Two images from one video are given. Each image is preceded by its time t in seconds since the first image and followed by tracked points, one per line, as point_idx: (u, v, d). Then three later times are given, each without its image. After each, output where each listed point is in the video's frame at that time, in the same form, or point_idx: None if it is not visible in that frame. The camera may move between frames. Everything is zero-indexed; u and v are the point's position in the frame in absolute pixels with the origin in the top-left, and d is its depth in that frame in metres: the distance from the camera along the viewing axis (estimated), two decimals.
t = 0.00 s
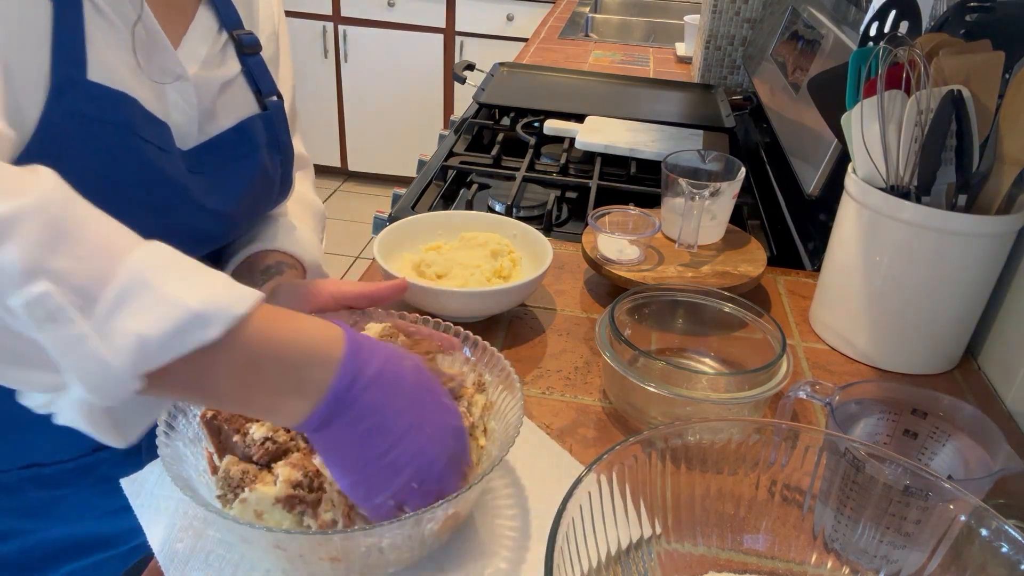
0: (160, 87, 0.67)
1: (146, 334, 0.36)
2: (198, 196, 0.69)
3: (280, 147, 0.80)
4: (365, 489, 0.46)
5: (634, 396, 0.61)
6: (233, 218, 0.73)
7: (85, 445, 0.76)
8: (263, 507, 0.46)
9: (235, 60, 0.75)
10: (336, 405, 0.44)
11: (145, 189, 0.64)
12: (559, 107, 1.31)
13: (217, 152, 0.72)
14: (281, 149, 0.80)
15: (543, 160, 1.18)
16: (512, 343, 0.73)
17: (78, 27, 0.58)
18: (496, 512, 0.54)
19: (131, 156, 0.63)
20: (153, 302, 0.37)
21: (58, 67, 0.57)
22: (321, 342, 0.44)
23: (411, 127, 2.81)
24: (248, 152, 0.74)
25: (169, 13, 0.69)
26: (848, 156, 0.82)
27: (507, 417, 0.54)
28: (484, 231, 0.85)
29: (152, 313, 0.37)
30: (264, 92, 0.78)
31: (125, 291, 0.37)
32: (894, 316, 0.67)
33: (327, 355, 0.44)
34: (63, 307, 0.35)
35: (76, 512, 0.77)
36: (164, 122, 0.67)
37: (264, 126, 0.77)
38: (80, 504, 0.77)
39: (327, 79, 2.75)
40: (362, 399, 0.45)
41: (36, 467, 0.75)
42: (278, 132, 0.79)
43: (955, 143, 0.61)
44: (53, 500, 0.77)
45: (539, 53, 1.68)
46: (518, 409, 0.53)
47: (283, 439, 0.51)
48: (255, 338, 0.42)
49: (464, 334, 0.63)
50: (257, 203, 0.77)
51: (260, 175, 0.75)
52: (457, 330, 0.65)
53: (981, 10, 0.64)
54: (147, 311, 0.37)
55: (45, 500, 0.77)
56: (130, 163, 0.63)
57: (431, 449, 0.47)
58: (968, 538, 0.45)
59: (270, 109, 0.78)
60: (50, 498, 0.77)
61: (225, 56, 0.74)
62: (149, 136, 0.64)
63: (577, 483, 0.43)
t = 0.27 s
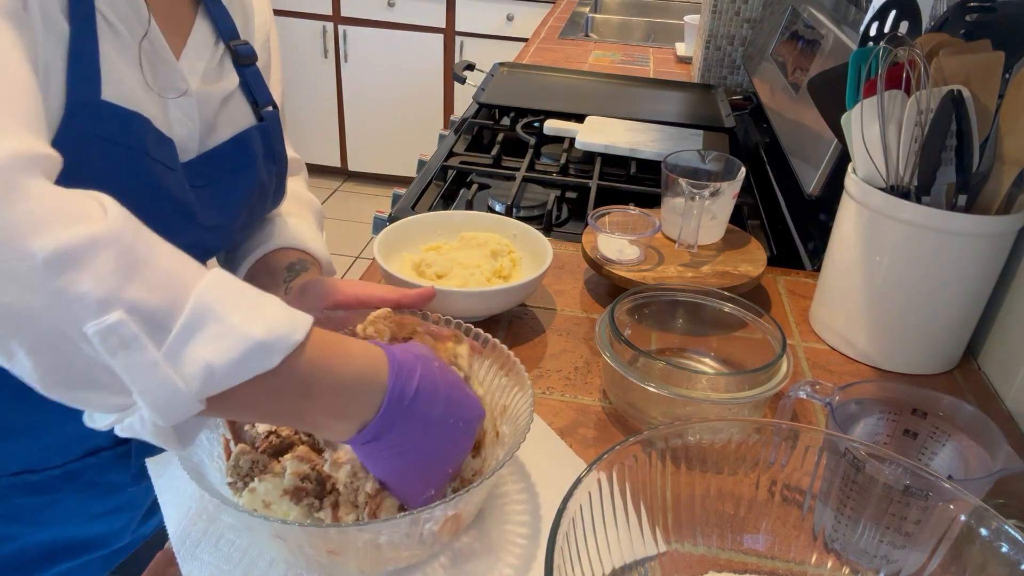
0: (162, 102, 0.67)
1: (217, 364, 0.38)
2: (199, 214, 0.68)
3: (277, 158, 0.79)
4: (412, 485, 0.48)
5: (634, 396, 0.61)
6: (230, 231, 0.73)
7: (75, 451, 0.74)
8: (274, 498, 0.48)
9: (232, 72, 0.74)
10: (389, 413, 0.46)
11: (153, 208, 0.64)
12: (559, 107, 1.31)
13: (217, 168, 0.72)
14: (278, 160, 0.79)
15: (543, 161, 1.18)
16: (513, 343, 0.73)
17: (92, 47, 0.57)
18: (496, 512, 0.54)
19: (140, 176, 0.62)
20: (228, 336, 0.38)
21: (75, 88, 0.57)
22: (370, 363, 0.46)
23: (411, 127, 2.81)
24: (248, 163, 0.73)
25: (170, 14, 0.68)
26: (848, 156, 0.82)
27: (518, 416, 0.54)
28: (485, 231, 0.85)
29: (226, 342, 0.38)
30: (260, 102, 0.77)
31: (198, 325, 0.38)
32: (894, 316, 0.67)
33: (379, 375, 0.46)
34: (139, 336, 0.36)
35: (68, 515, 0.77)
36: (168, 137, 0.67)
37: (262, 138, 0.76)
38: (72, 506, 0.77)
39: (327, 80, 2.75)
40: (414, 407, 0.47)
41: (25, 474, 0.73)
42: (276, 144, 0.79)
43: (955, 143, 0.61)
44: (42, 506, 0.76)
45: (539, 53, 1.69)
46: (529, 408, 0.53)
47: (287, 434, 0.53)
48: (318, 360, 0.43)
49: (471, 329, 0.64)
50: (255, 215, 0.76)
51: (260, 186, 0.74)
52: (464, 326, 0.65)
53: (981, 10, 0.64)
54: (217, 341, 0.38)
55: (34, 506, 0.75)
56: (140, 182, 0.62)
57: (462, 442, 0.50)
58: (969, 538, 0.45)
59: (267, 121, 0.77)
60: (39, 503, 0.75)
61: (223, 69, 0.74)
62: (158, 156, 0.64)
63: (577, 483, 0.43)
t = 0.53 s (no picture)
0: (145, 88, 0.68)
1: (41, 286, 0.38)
2: (184, 201, 0.69)
3: (269, 145, 0.80)
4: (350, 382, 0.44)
5: (633, 395, 0.61)
6: (221, 217, 0.74)
7: (73, 450, 0.75)
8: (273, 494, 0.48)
9: (219, 58, 0.75)
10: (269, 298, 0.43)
11: (131, 195, 0.65)
12: (559, 107, 1.31)
13: (204, 154, 0.72)
14: (270, 147, 0.80)
15: (543, 161, 1.18)
16: (513, 343, 0.73)
17: (53, 33, 0.60)
18: (495, 513, 0.54)
19: (116, 161, 0.63)
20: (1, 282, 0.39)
21: (38, 76, 0.59)
22: (226, 279, 0.42)
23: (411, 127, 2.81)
24: (236, 151, 0.74)
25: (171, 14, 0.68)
26: (848, 156, 0.82)
27: (518, 415, 0.54)
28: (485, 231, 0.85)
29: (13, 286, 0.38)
30: (249, 89, 0.77)
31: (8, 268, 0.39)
32: (894, 317, 0.67)
33: (231, 293, 0.42)
34: None
35: (69, 515, 0.78)
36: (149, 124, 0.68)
37: (251, 124, 0.77)
38: (73, 506, 0.78)
39: (327, 79, 2.75)
40: (296, 295, 0.44)
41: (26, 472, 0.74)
42: (265, 131, 0.80)
43: (955, 143, 0.61)
44: (42, 506, 0.76)
45: (539, 53, 1.68)
46: (529, 407, 0.53)
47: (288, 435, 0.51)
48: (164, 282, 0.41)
49: (475, 331, 0.64)
50: (247, 204, 0.77)
51: (249, 173, 0.75)
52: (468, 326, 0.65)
53: (981, 10, 0.64)
54: (38, 265, 0.39)
55: (35, 506, 0.76)
56: (115, 171, 0.63)
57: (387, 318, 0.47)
58: (969, 538, 0.45)
59: (255, 107, 0.78)
60: (40, 504, 0.76)
61: (210, 55, 0.75)
62: (133, 142, 0.65)
63: (577, 483, 0.43)
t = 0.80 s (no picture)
0: (147, 76, 0.68)
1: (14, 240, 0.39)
2: (187, 187, 0.69)
3: (276, 138, 0.80)
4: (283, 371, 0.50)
5: (633, 395, 0.61)
6: (226, 209, 0.74)
7: (80, 445, 0.76)
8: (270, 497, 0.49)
9: (222, 49, 0.74)
10: (246, 303, 0.50)
11: (132, 181, 0.66)
12: (558, 107, 1.31)
13: (208, 144, 0.72)
14: (276, 140, 0.80)
15: (543, 160, 1.18)
16: (513, 343, 0.73)
17: (54, 17, 0.61)
18: (495, 513, 0.54)
19: (116, 145, 0.64)
20: None
21: (37, 58, 0.60)
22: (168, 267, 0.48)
23: (411, 127, 2.81)
24: (241, 142, 0.74)
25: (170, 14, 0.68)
26: (848, 156, 0.82)
27: (518, 415, 0.54)
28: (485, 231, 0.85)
29: None
30: (254, 81, 0.77)
31: None
32: (894, 317, 0.67)
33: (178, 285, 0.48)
34: None
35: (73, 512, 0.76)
36: (150, 111, 0.68)
37: (257, 117, 0.77)
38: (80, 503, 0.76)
39: (327, 79, 2.75)
40: (223, 295, 0.50)
41: (34, 467, 0.75)
42: (272, 124, 0.79)
43: (955, 143, 0.61)
44: (50, 502, 0.75)
45: (539, 53, 1.68)
46: (529, 407, 0.53)
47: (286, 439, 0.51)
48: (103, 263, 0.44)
49: (475, 330, 0.64)
50: (253, 196, 0.77)
51: (254, 165, 0.75)
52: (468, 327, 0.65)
53: (982, 10, 0.64)
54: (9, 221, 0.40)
55: (42, 502, 0.75)
56: (115, 154, 0.64)
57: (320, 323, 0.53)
58: (969, 538, 0.45)
59: (260, 99, 0.77)
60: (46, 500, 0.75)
61: (213, 46, 0.74)
62: (132, 126, 0.65)
63: (577, 482, 0.43)
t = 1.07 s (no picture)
0: (179, 89, 0.68)
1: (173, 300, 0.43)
2: (220, 201, 0.70)
3: (293, 149, 0.81)
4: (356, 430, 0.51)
5: (634, 395, 0.61)
6: (250, 218, 0.75)
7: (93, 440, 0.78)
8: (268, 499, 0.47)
9: (248, 63, 0.75)
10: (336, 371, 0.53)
11: (168, 193, 0.66)
12: (558, 107, 1.31)
13: (235, 155, 0.73)
14: (294, 151, 0.81)
15: (543, 160, 1.18)
16: (512, 343, 0.73)
17: (107, 33, 0.59)
18: (495, 513, 0.54)
19: (152, 158, 0.63)
20: (134, 290, 0.42)
21: (94, 73, 0.59)
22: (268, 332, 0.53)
23: (411, 127, 2.81)
24: (265, 153, 0.75)
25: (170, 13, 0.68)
26: (848, 157, 0.82)
27: (518, 416, 0.54)
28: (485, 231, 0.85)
29: (145, 299, 0.42)
30: (276, 95, 0.78)
31: (123, 278, 0.42)
32: (894, 317, 0.67)
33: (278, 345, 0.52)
34: (93, 277, 0.40)
35: (82, 506, 0.79)
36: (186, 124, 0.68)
37: (279, 130, 0.78)
38: (89, 496, 0.79)
39: (327, 80, 2.75)
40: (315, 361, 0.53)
41: (49, 462, 0.77)
42: (289, 136, 0.80)
43: (955, 143, 0.61)
44: (63, 495, 0.78)
45: (539, 53, 1.68)
46: (529, 408, 0.53)
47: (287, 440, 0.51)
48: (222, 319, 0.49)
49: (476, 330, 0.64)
50: (271, 204, 0.78)
51: (276, 177, 0.76)
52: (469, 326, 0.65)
53: (981, 10, 0.64)
54: (162, 283, 0.43)
55: (56, 494, 0.78)
56: (155, 167, 0.64)
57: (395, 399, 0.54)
58: (969, 538, 0.45)
59: (281, 113, 0.78)
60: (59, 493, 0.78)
61: (239, 59, 0.74)
62: (174, 140, 0.65)
63: (577, 483, 0.43)
